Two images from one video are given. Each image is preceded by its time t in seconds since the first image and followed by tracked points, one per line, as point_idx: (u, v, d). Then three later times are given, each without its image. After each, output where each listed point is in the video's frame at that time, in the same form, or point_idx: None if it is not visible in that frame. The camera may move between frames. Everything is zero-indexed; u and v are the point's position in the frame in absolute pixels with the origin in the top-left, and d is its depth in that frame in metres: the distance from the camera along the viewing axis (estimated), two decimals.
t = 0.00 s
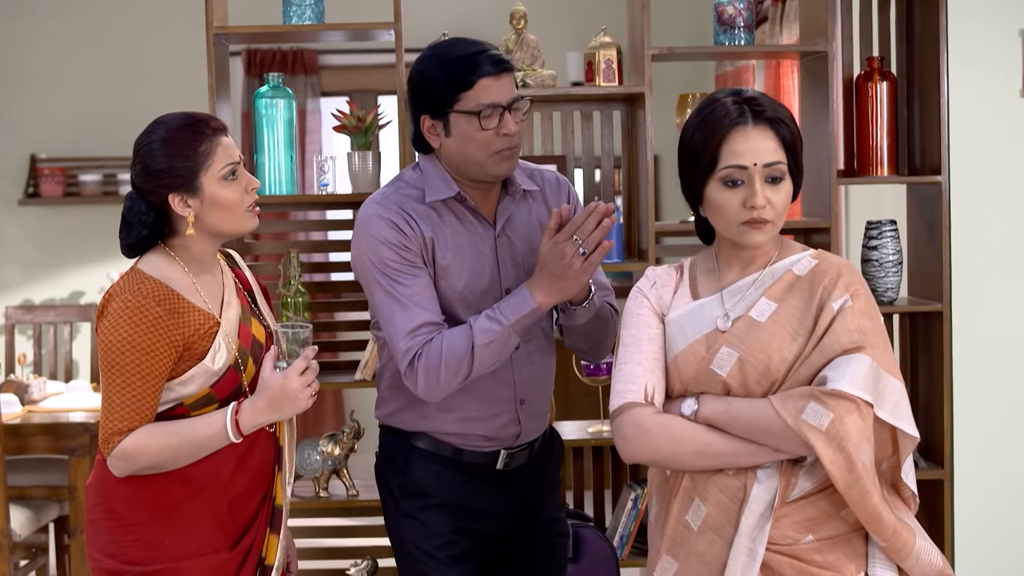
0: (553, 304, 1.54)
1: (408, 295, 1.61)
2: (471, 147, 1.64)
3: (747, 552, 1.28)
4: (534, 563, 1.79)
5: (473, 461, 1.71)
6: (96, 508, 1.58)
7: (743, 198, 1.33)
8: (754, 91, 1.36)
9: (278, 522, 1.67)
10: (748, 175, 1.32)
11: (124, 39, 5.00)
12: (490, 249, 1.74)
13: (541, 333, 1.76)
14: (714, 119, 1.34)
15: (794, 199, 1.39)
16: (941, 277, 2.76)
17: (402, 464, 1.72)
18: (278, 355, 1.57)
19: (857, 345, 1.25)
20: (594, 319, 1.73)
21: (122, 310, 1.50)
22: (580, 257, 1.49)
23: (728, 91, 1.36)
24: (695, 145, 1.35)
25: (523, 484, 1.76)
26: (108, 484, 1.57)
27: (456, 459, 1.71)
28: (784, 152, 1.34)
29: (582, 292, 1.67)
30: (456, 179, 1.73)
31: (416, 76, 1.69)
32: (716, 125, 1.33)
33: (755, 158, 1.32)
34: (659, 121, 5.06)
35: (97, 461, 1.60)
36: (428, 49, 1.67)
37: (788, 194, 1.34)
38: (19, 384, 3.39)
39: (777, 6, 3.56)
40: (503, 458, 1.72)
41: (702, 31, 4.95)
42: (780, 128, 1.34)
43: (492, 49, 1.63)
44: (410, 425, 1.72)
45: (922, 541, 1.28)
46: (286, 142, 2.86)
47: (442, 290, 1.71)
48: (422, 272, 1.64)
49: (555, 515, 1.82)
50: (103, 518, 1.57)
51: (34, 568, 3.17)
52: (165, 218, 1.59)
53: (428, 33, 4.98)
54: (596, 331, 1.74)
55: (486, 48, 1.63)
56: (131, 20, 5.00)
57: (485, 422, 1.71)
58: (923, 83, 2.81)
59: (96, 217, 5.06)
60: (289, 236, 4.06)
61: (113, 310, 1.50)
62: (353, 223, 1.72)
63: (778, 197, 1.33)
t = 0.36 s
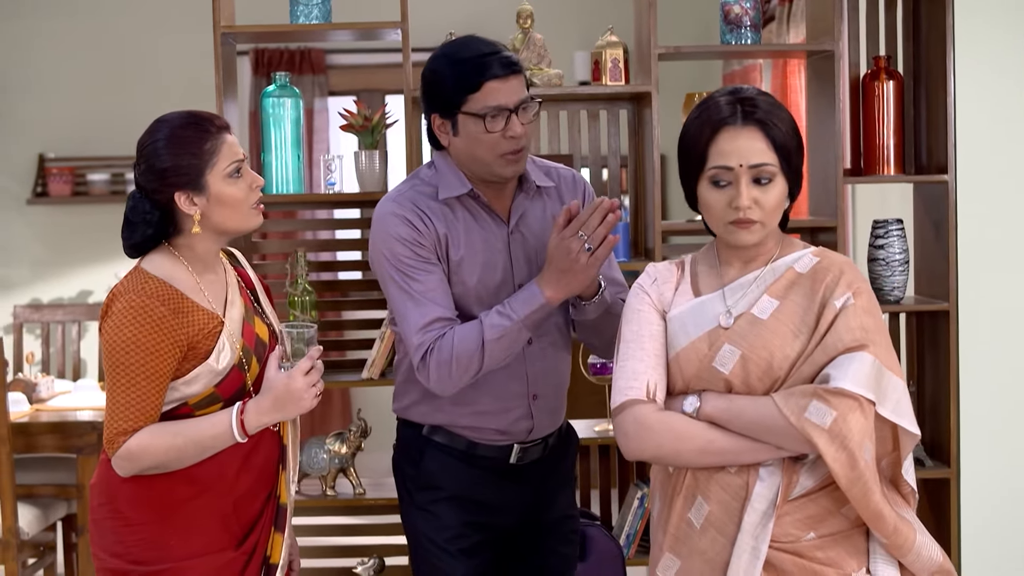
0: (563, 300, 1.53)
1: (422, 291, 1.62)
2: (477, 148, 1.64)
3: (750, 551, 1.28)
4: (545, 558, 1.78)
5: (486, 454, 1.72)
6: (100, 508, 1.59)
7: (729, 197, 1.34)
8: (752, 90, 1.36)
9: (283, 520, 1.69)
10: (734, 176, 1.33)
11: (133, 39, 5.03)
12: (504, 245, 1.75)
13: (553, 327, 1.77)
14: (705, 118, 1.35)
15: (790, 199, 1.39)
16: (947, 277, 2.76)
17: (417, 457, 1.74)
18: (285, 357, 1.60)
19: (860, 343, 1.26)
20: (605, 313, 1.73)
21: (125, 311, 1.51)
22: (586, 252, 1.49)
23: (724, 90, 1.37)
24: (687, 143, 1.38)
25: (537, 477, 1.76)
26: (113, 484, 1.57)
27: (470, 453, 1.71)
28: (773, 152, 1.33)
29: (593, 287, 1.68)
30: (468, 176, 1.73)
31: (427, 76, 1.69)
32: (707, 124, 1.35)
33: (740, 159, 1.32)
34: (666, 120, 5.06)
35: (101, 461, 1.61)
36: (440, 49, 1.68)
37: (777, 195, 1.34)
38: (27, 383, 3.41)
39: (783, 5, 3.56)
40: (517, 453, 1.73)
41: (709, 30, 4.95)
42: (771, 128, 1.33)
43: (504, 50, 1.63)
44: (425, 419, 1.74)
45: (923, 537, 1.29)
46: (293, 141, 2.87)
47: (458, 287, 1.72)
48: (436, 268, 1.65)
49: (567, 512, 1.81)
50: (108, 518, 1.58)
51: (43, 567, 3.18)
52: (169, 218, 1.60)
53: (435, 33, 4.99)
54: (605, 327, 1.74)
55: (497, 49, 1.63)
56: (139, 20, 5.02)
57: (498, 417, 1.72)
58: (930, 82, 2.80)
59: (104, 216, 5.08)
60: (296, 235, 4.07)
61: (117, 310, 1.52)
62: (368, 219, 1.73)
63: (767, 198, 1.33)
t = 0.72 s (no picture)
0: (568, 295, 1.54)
1: (431, 287, 1.63)
2: (490, 146, 1.65)
3: (753, 551, 1.29)
4: (553, 556, 1.78)
5: (497, 450, 1.73)
6: (103, 509, 1.60)
7: (706, 200, 1.35)
8: (745, 91, 1.35)
9: (286, 519, 1.70)
10: (709, 179, 1.34)
11: (139, 38, 5.04)
12: (515, 242, 1.76)
13: (563, 326, 1.77)
14: (694, 121, 1.37)
15: (782, 202, 1.38)
16: (952, 276, 2.76)
17: (428, 450, 1.76)
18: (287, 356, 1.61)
19: (865, 346, 1.28)
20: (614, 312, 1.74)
21: (128, 310, 1.52)
22: (591, 248, 1.49)
23: (718, 91, 1.37)
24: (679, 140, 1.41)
25: (549, 472, 1.77)
26: (115, 485, 1.58)
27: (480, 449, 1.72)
28: (748, 157, 1.33)
29: (599, 284, 1.70)
30: (480, 175, 1.74)
31: (439, 78, 1.71)
32: (694, 126, 1.37)
33: (714, 163, 1.33)
34: (672, 119, 5.06)
35: (104, 461, 1.62)
36: (454, 50, 1.69)
37: (754, 199, 1.34)
38: (34, 381, 3.42)
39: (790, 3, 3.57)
40: (527, 450, 1.73)
41: (715, 29, 4.95)
42: (748, 133, 1.32)
43: (514, 48, 1.64)
44: (436, 415, 1.75)
45: (918, 537, 1.31)
46: (299, 140, 2.88)
47: (468, 283, 1.73)
48: (446, 265, 1.66)
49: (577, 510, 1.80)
50: (111, 518, 1.59)
51: (50, 565, 3.19)
52: (173, 216, 1.61)
53: (441, 32, 5.00)
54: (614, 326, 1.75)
55: (507, 47, 1.64)
56: (145, 19, 5.03)
57: (508, 412, 1.72)
58: (935, 81, 2.81)
59: (110, 216, 5.10)
60: (302, 234, 4.08)
61: (119, 310, 1.52)
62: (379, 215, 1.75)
63: (744, 203, 1.34)
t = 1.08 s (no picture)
0: (575, 291, 1.55)
1: (439, 282, 1.64)
2: (498, 144, 1.65)
3: (766, 549, 1.29)
4: (560, 553, 1.78)
5: (507, 446, 1.73)
6: (102, 509, 1.60)
7: (717, 201, 1.36)
8: (753, 92, 1.35)
9: (285, 517, 1.71)
10: (720, 181, 1.35)
11: (142, 36, 5.04)
12: (524, 238, 1.77)
13: (575, 323, 1.77)
14: (703, 121, 1.37)
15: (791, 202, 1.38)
16: (956, 274, 2.77)
17: (438, 447, 1.77)
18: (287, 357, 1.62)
19: (877, 341, 1.28)
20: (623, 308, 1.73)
21: (128, 308, 1.52)
22: (598, 246, 1.50)
23: (728, 93, 1.37)
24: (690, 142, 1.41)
25: (554, 472, 1.76)
26: (115, 484, 1.58)
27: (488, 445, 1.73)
28: (758, 159, 1.33)
29: (609, 280, 1.69)
30: (489, 171, 1.74)
31: (449, 77, 1.71)
32: (704, 127, 1.37)
33: (725, 165, 1.34)
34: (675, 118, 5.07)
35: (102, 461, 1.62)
36: (462, 48, 1.69)
37: (765, 200, 1.34)
38: (38, 380, 3.42)
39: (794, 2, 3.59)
40: (536, 446, 1.74)
41: (719, 28, 4.96)
42: (758, 137, 1.33)
43: (522, 47, 1.64)
44: (448, 411, 1.76)
45: (934, 537, 1.30)
46: (302, 139, 2.88)
47: (478, 278, 1.74)
48: (455, 260, 1.67)
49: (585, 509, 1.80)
50: (111, 518, 1.59)
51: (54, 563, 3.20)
52: (171, 215, 1.61)
53: (443, 32, 5.00)
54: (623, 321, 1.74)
55: (516, 46, 1.64)
56: (147, 18, 5.04)
57: (517, 407, 1.73)
58: (939, 79, 2.81)
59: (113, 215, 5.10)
60: (306, 232, 4.09)
61: (119, 308, 1.52)
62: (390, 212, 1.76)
63: (755, 204, 1.34)
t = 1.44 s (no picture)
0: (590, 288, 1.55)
1: (457, 278, 1.64)
2: (515, 147, 1.66)
3: (795, 549, 1.30)
4: (564, 553, 1.78)
5: (518, 445, 1.74)
6: (97, 511, 1.60)
7: (749, 199, 1.36)
8: (784, 89, 1.36)
9: (281, 518, 1.71)
10: (752, 179, 1.35)
11: (141, 36, 5.04)
12: (540, 238, 1.77)
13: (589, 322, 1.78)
14: (734, 119, 1.38)
15: (824, 199, 1.38)
16: (957, 273, 2.77)
17: (447, 446, 1.78)
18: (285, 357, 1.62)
19: (907, 339, 1.28)
20: (636, 306, 1.73)
21: (125, 308, 1.52)
22: (614, 240, 1.50)
23: (758, 90, 1.38)
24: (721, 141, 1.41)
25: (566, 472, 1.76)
26: (110, 486, 1.58)
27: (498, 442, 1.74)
28: (790, 157, 1.33)
29: (622, 277, 1.69)
30: (506, 172, 1.75)
31: (466, 80, 1.71)
32: (735, 126, 1.37)
33: (757, 163, 1.34)
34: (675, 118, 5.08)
35: (98, 463, 1.62)
36: (479, 51, 1.69)
37: (797, 198, 1.34)
38: (38, 380, 3.42)
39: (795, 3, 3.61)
40: (546, 445, 1.74)
41: (719, 28, 4.96)
42: (791, 135, 1.33)
43: (539, 51, 1.64)
44: (459, 409, 1.76)
45: (966, 538, 1.31)
46: (303, 138, 2.88)
47: (493, 277, 1.74)
48: (472, 257, 1.67)
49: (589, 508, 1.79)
50: (106, 521, 1.59)
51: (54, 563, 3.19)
52: (168, 214, 1.61)
53: (443, 32, 5.00)
54: (635, 320, 1.74)
55: (532, 51, 1.64)
56: (145, 17, 5.03)
57: (528, 406, 1.73)
58: (939, 78, 2.81)
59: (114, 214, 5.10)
60: (306, 232, 4.09)
61: (116, 308, 1.52)
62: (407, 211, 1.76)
63: (787, 203, 1.34)
